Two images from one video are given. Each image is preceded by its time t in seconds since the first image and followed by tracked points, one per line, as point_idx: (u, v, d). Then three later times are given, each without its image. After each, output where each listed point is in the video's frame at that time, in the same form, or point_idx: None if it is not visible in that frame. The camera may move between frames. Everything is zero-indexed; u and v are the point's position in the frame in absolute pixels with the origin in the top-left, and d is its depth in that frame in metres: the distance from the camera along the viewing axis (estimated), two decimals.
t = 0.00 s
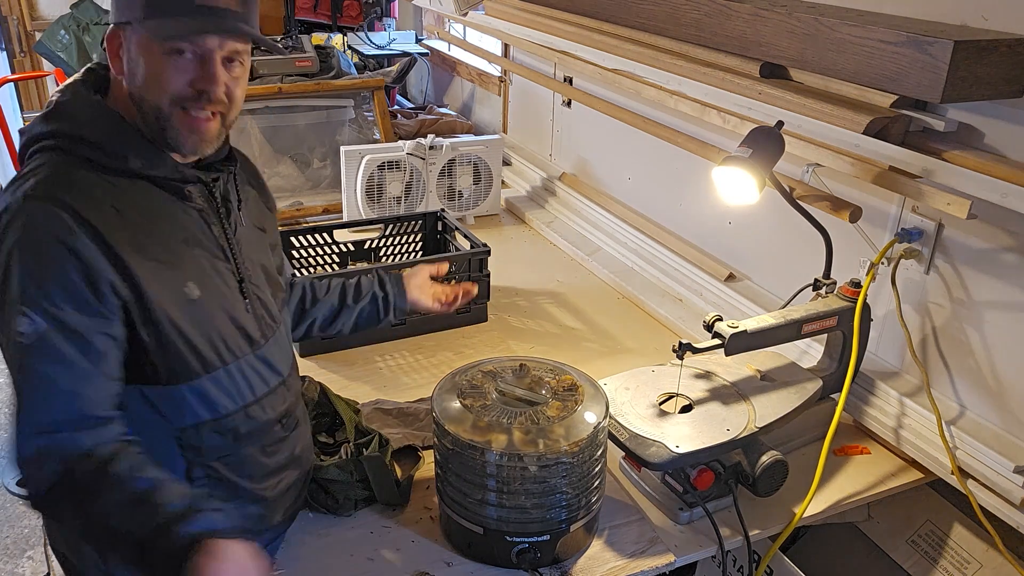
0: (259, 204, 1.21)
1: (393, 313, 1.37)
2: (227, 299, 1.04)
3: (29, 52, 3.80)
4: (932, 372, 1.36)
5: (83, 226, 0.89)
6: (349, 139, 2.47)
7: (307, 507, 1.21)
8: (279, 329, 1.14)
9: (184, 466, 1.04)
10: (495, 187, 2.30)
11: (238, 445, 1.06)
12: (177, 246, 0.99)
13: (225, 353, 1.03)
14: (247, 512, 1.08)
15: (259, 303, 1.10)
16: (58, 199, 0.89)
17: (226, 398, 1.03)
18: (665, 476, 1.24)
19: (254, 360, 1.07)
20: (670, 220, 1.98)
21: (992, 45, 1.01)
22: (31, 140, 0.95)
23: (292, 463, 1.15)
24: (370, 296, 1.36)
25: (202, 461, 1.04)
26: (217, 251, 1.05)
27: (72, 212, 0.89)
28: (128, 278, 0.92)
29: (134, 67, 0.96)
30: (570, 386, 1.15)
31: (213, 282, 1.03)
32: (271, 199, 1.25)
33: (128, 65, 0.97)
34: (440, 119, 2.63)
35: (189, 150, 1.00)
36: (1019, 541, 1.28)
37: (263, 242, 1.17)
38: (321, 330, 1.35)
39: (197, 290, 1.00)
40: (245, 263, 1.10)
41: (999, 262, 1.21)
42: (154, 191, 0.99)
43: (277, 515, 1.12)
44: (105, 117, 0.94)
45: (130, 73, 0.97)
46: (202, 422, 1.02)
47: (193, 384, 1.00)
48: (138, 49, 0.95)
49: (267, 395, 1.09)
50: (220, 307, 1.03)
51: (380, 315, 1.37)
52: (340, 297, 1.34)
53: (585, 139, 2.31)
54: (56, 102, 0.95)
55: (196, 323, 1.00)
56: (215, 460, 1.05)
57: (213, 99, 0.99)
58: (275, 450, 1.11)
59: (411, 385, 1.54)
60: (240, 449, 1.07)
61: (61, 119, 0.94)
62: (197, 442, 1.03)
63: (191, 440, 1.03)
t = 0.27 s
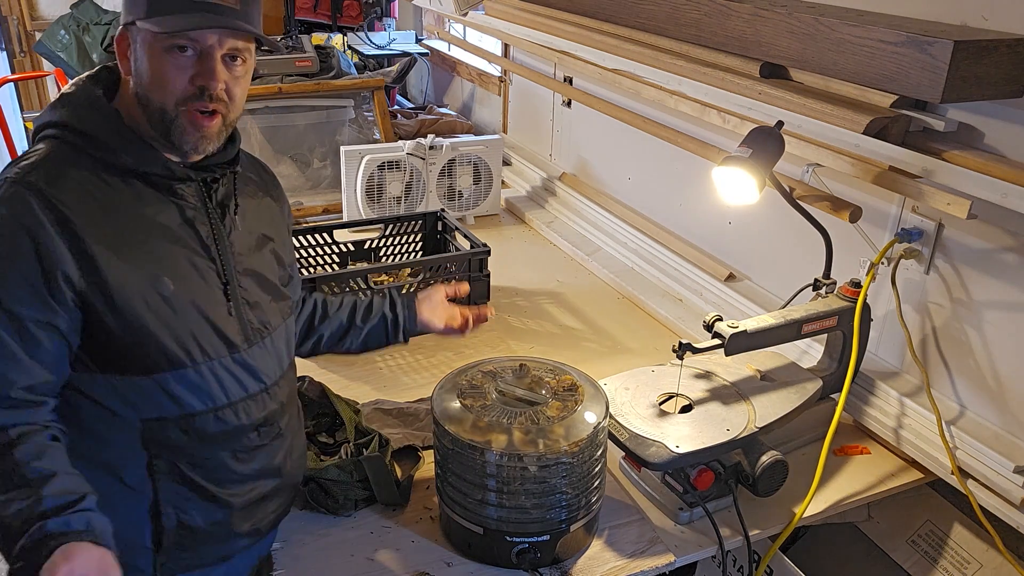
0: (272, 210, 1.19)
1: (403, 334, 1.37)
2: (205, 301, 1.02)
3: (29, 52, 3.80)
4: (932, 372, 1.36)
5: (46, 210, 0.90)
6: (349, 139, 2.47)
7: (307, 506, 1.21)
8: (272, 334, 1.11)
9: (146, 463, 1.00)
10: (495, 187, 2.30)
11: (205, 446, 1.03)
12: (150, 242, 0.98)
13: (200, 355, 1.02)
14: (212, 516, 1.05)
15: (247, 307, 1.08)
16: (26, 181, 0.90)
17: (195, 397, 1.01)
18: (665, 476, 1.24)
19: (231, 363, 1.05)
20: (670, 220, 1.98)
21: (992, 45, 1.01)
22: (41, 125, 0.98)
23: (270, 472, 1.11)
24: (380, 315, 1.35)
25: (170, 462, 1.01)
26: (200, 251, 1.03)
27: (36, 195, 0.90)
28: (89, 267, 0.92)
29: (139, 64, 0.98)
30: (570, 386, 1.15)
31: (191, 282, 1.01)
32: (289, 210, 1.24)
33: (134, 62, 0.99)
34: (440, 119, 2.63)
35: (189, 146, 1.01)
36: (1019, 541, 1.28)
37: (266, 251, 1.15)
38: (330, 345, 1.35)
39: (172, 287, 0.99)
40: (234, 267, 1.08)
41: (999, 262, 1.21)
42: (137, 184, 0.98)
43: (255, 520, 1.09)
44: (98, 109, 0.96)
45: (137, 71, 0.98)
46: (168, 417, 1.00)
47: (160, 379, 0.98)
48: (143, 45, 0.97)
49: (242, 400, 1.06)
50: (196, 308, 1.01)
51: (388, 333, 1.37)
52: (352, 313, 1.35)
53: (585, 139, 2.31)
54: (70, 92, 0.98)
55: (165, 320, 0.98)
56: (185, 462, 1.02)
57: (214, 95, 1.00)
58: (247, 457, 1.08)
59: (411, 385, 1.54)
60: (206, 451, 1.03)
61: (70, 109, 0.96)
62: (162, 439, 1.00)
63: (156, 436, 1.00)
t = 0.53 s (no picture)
0: (270, 210, 1.19)
1: (400, 350, 1.33)
2: (193, 299, 1.02)
3: (29, 52, 3.80)
4: (932, 373, 1.36)
5: (31, 202, 0.90)
6: (349, 139, 2.47)
7: (307, 507, 1.21)
8: (265, 334, 1.11)
9: (132, 458, 1.01)
10: (495, 187, 2.30)
11: (189, 442, 1.03)
12: (137, 238, 0.98)
13: (187, 352, 1.02)
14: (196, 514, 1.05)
15: (237, 305, 1.08)
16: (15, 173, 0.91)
17: (181, 394, 1.01)
18: (665, 476, 1.24)
19: (219, 362, 1.05)
20: (670, 220, 1.98)
21: (992, 45, 1.01)
22: (37, 120, 0.98)
23: (258, 472, 1.11)
24: (376, 328, 1.32)
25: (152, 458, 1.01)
26: (189, 248, 1.03)
27: (22, 187, 0.90)
28: (73, 261, 0.92)
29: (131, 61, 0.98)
30: (570, 386, 1.15)
31: (178, 279, 1.01)
32: (291, 210, 1.24)
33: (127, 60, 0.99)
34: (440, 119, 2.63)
35: (183, 140, 1.01)
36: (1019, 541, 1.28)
37: (263, 250, 1.15)
38: (326, 356, 1.34)
39: (158, 283, 0.99)
40: (226, 265, 1.07)
41: (999, 262, 1.21)
42: (127, 180, 0.98)
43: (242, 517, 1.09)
44: (89, 105, 0.96)
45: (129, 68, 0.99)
46: (154, 413, 1.00)
47: (144, 374, 0.98)
48: (134, 42, 0.97)
49: (229, 399, 1.06)
50: (184, 305, 1.01)
51: (386, 348, 1.33)
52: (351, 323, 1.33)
53: (585, 139, 2.31)
54: (67, 88, 0.99)
55: (149, 316, 0.98)
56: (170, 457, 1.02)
57: (205, 88, 1.00)
58: (233, 456, 1.07)
59: (411, 386, 1.54)
60: (191, 448, 1.03)
61: (66, 105, 0.97)
62: (147, 434, 1.00)
63: (140, 430, 1.00)
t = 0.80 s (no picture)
0: (267, 207, 1.19)
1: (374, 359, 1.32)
2: (199, 297, 1.03)
3: (29, 52, 3.80)
4: (932, 373, 1.36)
5: (39, 204, 0.89)
6: (349, 139, 2.47)
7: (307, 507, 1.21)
8: (269, 329, 1.12)
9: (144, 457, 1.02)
10: (495, 187, 2.30)
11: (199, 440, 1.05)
12: (143, 238, 0.98)
13: (194, 350, 1.02)
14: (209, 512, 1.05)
15: (243, 302, 1.09)
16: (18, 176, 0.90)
17: (189, 392, 1.02)
18: (665, 476, 1.24)
19: (227, 359, 1.06)
20: (670, 220, 1.98)
21: (992, 45, 1.01)
22: (35, 124, 0.98)
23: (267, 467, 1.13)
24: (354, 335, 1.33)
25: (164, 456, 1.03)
26: (194, 246, 1.03)
27: (26, 188, 0.89)
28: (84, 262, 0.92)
29: (138, 60, 0.97)
30: (570, 386, 1.15)
31: (184, 277, 1.01)
32: (287, 207, 1.25)
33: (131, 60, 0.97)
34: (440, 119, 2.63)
35: (198, 132, 1.02)
36: (1019, 541, 1.28)
37: (264, 247, 1.16)
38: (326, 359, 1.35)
39: (167, 281, 0.99)
40: (230, 262, 1.08)
41: (1000, 262, 1.21)
42: (130, 180, 0.98)
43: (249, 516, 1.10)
44: (89, 106, 0.96)
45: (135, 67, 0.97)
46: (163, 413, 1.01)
47: (155, 375, 0.99)
48: (141, 41, 0.96)
49: (237, 396, 1.07)
50: (190, 303, 1.02)
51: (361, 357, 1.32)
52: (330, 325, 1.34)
53: (585, 139, 2.31)
54: (65, 92, 0.98)
55: (156, 315, 0.98)
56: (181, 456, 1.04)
57: (218, 80, 1.01)
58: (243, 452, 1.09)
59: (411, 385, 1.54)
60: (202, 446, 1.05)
61: (64, 108, 0.97)
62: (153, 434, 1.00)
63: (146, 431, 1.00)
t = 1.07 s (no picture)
0: (267, 206, 1.20)
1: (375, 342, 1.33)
2: (207, 296, 1.03)
3: (29, 52, 3.80)
4: (932, 373, 1.36)
5: (45, 202, 0.89)
6: (348, 139, 2.47)
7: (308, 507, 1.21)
8: (273, 327, 1.13)
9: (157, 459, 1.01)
10: (495, 187, 2.30)
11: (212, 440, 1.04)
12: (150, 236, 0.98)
13: (202, 349, 1.02)
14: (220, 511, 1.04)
15: (249, 299, 1.09)
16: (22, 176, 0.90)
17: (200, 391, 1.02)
18: (665, 476, 1.24)
19: (236, 356, 1.06)
20: (670, 220, 1.98)
21: (992, 45, 1.01)
22: (37, 127, 0.97)
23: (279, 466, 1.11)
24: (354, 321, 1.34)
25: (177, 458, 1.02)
26: (201, 244, 1.03)
27: (36, 193, 0.89)
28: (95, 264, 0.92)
29: (134, 57, 0.98)
30: (570, 386, 1.15)
31: (192, 274, 1.01)
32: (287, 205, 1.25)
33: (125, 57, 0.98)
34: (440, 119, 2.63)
35: (194, 127, 1.01)
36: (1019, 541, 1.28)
37: (266, 244, 1.16)
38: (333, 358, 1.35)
39: (175, 280, 0.99)
40: (235, 259, 1.08)
41: (1000, 262, 1.21)
42: (136, 181, 0.98)
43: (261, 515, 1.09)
44: (91, 106, 0.96)
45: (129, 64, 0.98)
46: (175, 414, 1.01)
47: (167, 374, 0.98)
48: (135, 38, 0.97)
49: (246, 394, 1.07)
50: (198, 302, 1.02)
51: (364, 342, 1.33)
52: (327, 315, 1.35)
53: (585, 139, 2.31)
54: (62, 94, 0.98)
55: (166, 312, 0.98)
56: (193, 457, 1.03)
57: (212, 74, 1.01)
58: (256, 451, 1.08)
59: (411, 385, 1.54)
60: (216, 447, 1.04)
61: (63, 110, 0.97)
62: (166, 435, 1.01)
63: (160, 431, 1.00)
